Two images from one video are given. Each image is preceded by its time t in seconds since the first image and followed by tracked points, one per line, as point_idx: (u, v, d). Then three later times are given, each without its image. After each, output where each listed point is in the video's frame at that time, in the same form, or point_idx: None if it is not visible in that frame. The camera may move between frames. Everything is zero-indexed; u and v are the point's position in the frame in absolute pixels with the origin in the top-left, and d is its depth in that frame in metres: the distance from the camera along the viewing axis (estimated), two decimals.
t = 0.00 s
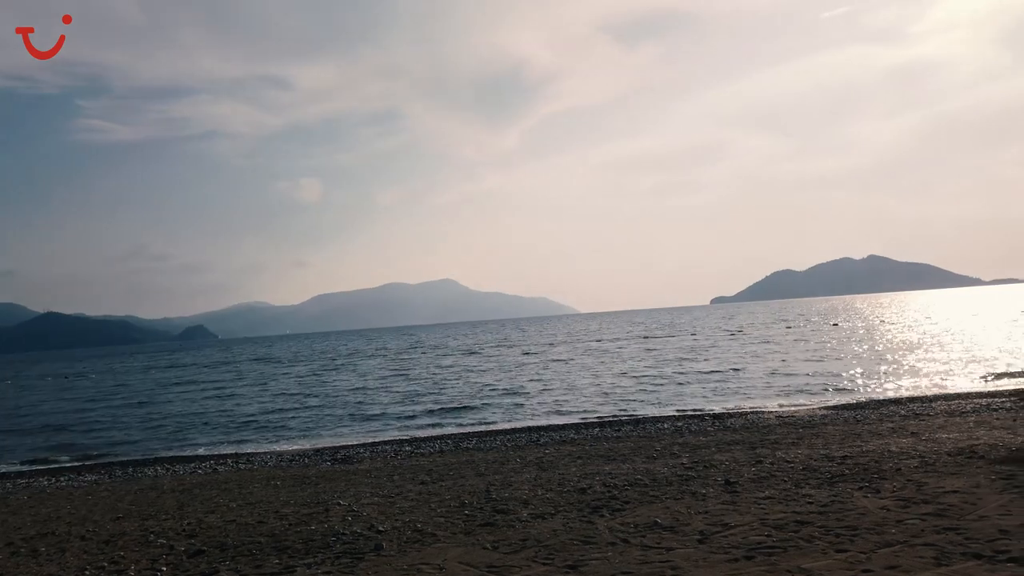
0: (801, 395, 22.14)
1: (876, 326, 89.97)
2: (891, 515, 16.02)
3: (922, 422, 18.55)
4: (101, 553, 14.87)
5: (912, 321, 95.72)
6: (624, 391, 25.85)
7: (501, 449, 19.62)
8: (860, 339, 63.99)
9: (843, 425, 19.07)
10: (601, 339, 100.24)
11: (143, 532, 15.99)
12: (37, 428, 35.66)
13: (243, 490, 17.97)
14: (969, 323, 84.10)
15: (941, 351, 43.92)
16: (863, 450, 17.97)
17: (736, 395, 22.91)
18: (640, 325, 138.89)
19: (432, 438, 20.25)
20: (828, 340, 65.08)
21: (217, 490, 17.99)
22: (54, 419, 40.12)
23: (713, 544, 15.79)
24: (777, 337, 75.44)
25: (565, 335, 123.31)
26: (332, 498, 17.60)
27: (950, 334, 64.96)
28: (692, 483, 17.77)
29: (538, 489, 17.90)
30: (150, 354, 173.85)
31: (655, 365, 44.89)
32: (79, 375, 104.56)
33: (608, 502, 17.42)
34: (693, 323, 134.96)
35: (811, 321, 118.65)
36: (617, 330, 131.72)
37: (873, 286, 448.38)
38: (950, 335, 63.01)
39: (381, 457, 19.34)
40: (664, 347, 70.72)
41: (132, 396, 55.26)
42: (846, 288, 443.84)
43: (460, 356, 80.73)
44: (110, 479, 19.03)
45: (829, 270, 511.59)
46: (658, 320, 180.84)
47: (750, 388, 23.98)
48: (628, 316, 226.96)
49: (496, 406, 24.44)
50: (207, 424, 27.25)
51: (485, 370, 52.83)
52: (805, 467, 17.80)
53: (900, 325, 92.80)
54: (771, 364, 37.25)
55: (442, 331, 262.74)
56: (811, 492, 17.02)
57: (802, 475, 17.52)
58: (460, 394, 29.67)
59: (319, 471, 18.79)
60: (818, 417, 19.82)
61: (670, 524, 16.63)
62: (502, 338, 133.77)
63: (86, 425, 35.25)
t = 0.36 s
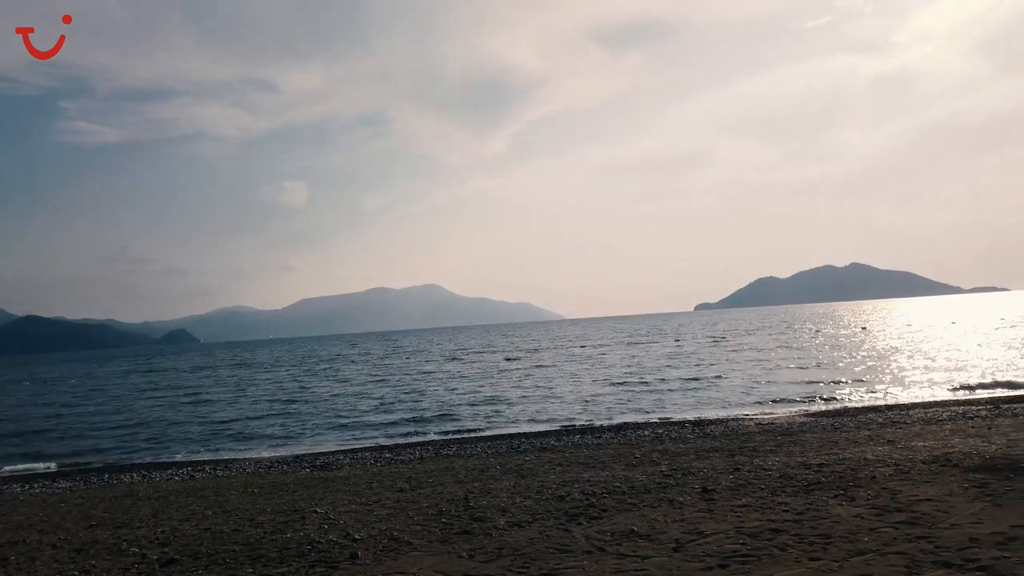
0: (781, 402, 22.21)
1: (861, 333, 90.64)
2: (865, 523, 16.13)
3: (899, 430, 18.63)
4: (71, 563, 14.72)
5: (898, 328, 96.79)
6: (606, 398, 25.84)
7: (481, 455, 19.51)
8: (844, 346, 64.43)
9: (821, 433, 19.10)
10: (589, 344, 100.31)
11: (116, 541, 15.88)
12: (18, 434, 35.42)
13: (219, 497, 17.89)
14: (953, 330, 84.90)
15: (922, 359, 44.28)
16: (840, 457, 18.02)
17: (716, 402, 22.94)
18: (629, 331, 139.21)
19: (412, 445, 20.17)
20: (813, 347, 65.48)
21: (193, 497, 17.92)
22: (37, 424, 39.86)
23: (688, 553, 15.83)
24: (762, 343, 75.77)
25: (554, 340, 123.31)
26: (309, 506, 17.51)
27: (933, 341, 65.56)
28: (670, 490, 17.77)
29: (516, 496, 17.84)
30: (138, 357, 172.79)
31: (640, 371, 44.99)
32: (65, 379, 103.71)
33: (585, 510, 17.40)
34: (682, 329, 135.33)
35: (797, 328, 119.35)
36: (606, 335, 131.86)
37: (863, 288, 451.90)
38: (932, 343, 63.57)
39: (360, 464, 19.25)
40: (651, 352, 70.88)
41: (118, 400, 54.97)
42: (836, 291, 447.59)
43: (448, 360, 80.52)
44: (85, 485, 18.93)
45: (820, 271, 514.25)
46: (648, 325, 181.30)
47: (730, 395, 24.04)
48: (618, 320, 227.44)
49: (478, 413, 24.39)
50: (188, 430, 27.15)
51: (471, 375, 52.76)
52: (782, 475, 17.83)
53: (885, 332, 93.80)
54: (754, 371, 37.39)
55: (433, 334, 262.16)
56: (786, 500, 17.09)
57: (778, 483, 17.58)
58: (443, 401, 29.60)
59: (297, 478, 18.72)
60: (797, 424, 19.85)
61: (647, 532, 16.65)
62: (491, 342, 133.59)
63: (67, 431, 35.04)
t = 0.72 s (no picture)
0: (750, 407, 22.47)
1: (833, 339, 92.08)
2: (827, 526, 16.39)
3: (863, 435, 18.89)
4: (27, 570, 14.48)
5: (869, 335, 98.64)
6: (579, 402, 25.97)
7: (451, 460, 19.45)
8: (816, 352, 65.48)
9: (788, 437, 19.32)
10: (568, 349, 100.60)
11: (75, 548, 15.64)
12: None
13: (184, 503, 17.72)
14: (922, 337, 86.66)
15: (888, 365, 45.08)
16: (805, 461, 18.24)
17: (687, 407, 23.13)
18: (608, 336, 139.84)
19: (381, 450, 20.10)
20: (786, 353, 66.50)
21: (157, 503, 17.72)
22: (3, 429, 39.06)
23: (653, 556, 15.94)
24: (737, 349, 76.62)
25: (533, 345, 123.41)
26: (276, 511, 17.38)
27: (900, 347, 66.86)
28: (637, 494, 17.85)
29: (485, 501, 17.83)
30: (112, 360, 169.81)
31: (614, 376, 45.23)
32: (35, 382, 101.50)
33: (553, 515, 17.43)
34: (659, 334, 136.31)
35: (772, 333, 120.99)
36: (584, 340, 132.26)
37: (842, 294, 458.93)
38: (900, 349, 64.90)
39: (328, 468, 19.15)
40: (628, 358, 71.28)
41: (90, 404, 54.04)
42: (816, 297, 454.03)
43: (426, 365, 80.18)
44: (46, 491, 18.65)
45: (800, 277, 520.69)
46: (627, 330, 182.35)
47: (701, 400, 24.28)
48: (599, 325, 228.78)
49: (450, 418, 24.34)
50: (157, 435, 26.82)
51: (448, 380, 52.66)
52: (748, 479, 18.01)
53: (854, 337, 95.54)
54: (726, 376, 37.77)
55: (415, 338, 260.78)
56: (752, 504, 17.27)
57: (744, 487, 17.75)
58: (418, 405, 29.57)
59: (264, 483, 18.61)
60: (765, 428, 20.06)
61: (614, 536, 16.76)
62: (469, 346, 133.21)
63: (33, 436, 34.37)
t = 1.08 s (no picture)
0: (708, 405, 22.82)
1: (797, 339, 94.01)
2: (779, 523, 16.75)
3: (815, 433, 19.30)
4: None
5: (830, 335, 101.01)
6: (541, 402, 26.13)
7: (411, 461, 19.40)
8: (779, 352, 66.82)
9: (743, 435, 19.65)
10: (538, 348, 101.01)
11: (20, 555, 15.21)
12: None
13: (135, 507, 17.46)
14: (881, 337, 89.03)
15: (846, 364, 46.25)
16: (759, 459, 18.59)
17: (647, 406, 23.40)
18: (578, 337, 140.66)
19: (341, 451, 20.02)
20: (750, 353, 67.73)
21: (107, 507, 17.43)
22: None
23: (608, 554, 16.12)
24: (704, 349, 77.74)
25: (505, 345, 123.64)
26: (230, 514, 17.19)
27: (858, 347, 68.67)
28: (595, 493, 18.00)
29: (444, 502, 17.85)
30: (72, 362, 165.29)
31: (580, 376, 45.59)
32: None
33: (512, 515, 17.51)
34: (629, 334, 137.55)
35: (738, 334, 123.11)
36: (555, 340, 132.88)
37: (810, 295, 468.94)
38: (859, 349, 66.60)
39: (286, 470, 19.06)
40: (597, 358, 71.84)
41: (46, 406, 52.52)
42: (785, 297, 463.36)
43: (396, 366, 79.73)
44: None
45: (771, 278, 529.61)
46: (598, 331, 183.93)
47: (660, 399, 24.59)
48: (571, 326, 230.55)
49: (412, 420, 24.26)
50: (113, 438, 26.28)
51: (416, 381, 52.50)
52: (704, 477, 18.30)
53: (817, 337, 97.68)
54: (688, 376, 38.34)
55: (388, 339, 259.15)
56: (706, 501, 17.57)
57: (699, 485, 18.03)
58: (382, 406, 29.48)
59: (219, 486, 18.52)
60: (722, 427, 20.40)
61: (571, 535, 16.91)
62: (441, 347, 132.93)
63: None
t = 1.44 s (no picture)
0: (630, 411, 23.43)
1: (732, 343, 97.33)
2: (692, 525, 17.21)
3: (728, 436, 20.04)
4: None
5: (762, 340, 105.19)
6: (470, 411, 26.28)
7: (331, 475, 19.47)
8: (712, 356, 69.16)
9: (661, 440, 20.27)
10: (482, 354, 101.25)
11: None
12: None
13: (33, 528, 16.78)
14: (808, 340, 93.29)
15: (772, 368, 48.29)
16: (675, 462, 19.15)
17: (571, 412, 23.92)
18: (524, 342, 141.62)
19: (257, 466, 20.18)
20: (686, 357, 69.80)
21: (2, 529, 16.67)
22: None
23: (529, 561, 15.78)
24: (644, 354, 79.63)
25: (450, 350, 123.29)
26: (136, 534, 16.48)
27: (787, 352, 71.71)
28: (516, 501, 18.14)
29: (363, 514, 17.61)
30: None
31: (516, 382, 46.02)
32: None
33: (432, 523, 17.32)
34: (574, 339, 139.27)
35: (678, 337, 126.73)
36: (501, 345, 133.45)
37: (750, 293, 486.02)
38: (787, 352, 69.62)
39: (199, 487, 19.22)
40: (538, 363, 72.58)
41: None
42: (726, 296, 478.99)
43: (336, 373, 78.38)
44: None
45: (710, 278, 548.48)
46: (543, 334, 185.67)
47: (586, 406, 25.10)
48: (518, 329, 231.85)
49: (338, 432, 24.12)
50: (17, 456, 25.03)
51: (354, 388, 51.82)
52: (622, 481, 18.72)
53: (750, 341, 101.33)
54: (621, 382, 39.18)
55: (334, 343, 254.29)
56: (624, 506, 17.91)
57: (617, 489, 18.42)
58: (311, 418, 29.05)
59: (127, 504, 18.29)
60: (641, 432, 21.02)
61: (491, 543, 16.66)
62: (386, 353, 131.38)
63: None
